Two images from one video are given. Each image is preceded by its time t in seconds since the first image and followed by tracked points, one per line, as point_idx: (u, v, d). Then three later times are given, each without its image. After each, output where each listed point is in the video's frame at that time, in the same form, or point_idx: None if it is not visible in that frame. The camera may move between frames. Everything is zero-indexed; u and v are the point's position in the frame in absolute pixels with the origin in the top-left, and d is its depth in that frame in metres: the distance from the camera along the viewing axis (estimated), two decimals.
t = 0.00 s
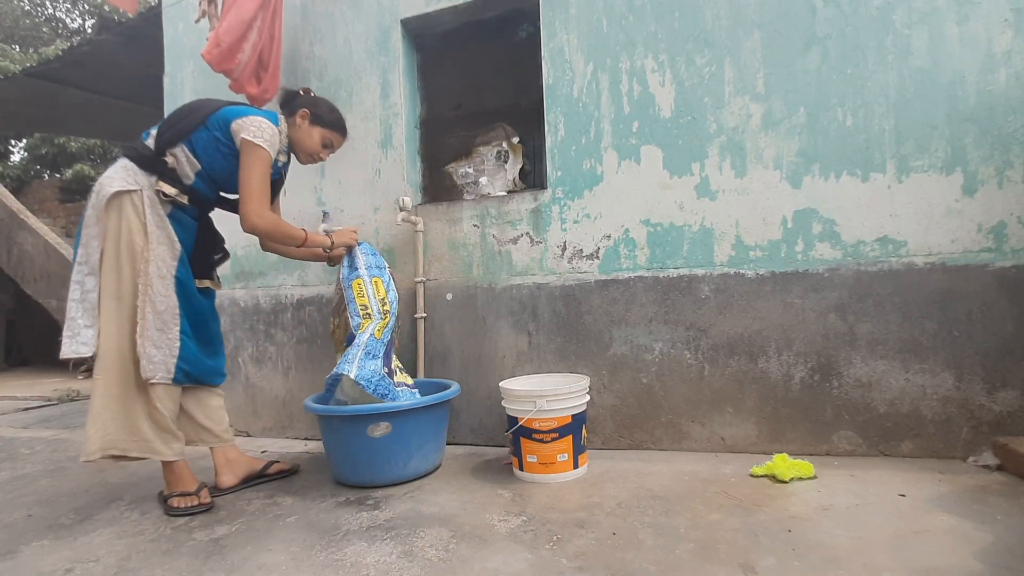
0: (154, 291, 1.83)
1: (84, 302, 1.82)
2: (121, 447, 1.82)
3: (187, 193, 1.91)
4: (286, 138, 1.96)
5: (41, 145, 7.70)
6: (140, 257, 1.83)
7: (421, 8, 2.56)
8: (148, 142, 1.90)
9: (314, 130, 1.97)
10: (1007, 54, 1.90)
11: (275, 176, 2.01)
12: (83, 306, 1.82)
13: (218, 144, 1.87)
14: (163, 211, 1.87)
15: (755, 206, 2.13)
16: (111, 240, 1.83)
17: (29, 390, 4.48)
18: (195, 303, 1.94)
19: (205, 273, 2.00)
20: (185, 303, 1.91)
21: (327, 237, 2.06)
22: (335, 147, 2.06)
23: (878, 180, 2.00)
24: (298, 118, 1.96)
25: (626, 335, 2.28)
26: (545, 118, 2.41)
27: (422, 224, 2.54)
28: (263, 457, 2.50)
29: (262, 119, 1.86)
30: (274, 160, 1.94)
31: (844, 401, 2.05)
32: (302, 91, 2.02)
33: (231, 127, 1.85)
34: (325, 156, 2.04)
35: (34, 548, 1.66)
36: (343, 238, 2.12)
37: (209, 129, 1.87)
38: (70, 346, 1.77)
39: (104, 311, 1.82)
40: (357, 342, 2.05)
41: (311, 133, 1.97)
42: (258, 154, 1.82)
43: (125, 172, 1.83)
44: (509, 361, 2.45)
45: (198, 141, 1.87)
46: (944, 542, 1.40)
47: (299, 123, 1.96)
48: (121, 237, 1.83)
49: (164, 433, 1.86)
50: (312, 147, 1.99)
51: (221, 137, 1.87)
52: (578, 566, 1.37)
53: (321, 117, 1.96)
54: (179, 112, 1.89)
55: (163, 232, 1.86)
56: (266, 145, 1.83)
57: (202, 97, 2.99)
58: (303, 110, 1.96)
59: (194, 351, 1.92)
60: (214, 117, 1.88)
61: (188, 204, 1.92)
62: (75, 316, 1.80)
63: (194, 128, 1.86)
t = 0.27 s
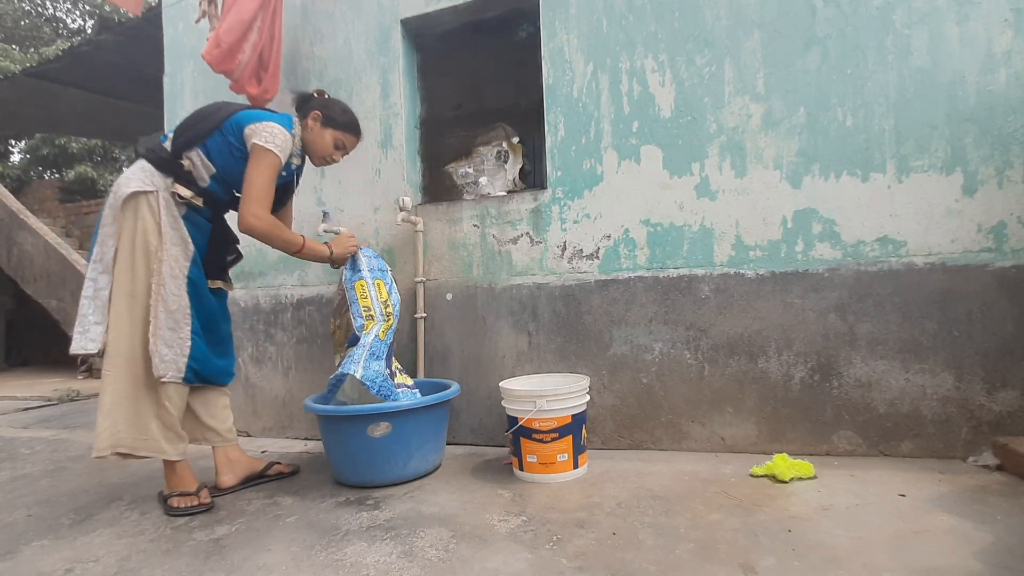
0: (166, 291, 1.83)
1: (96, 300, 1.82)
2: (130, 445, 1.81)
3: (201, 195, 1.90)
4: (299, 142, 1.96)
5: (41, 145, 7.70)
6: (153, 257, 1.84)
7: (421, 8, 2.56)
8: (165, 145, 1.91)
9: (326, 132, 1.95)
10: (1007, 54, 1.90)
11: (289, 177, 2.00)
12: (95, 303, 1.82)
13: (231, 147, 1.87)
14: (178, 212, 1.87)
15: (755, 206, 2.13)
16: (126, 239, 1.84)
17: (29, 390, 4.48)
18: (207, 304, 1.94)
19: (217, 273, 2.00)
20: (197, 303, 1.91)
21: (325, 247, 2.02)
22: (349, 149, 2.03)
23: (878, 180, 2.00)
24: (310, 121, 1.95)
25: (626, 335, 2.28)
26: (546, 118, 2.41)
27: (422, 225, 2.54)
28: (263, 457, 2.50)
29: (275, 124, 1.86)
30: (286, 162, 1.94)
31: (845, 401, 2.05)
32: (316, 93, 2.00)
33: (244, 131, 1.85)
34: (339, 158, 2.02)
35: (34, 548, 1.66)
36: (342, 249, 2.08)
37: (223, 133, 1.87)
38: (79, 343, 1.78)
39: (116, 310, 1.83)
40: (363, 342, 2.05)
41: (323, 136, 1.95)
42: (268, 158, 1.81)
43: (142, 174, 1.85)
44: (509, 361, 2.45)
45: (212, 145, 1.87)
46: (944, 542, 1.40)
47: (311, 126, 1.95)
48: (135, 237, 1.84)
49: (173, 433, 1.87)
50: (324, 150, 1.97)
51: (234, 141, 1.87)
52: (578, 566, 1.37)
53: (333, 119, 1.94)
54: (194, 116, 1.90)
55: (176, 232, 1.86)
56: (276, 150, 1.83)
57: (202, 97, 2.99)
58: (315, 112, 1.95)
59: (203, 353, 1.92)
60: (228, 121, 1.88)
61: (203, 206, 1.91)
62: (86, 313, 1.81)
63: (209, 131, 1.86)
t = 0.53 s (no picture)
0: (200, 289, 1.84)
1: (125, 301, 1.87)
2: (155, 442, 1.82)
3: (218, 198, 1.91)
4: (312, 145, 1.96)
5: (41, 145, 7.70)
6: (179, 257, 1.83)
7: (421, 8, 2.56)
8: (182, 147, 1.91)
9: (336, 135, 1.95)
10: (1007, 54, 1.90)
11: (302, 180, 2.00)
12: (124, 304, 1.87)
13: (246, 155, 1.86)
14: (198, 213, 1.88)
15: (754, 206, 2.13)
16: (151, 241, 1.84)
17: (29, 390, 4.48)
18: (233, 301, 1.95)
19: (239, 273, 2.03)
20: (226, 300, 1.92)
21: (328, 281, 1.80)
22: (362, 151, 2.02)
23: (878, 180, 2.00)
24: (322, 124, 1.95)
25: (626, 335, 2.28)
26: (546, 118, 2.41)
27: (422, 225, 2.54)
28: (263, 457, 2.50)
29: (289, 134, 1.83)
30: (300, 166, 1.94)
31: (844, 401, 2.05)
32: (329, 94, 2.00)
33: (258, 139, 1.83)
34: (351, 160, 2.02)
35: (35, 548, 1.66)
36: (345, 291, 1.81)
37: (238, 139, 1.86)
38: (113, 344, 1.83)
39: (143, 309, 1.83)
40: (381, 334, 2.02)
41: (334, 139, 1.95)
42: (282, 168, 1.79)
43: (160, 177, 1.85)
44: (509, 361, 2.45)
45: (227, 152, 1.86)
46: (943, 542, 1.40)
47: (322, 128, 1.95)
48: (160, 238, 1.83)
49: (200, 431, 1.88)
50: (336, 153, 1.97)
51: (249, 148, 1.85)
52: (577, 566, 1.37)
53: (343, 121, 1.93)
54: (210, 120, 1.88)
55: (199, 232, 1.86)
56: (288, 160, 1.79)
57: (202, 97, 2.99)
58: (326, 115, 1.95)
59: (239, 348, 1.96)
60: (244, 127, 1.86)
61: (219, 208, 1.92)
62: (117, 315, 1.85)
63: (224, 137, 1.85)
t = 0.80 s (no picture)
0: (203, 291, 1.85)
1: (129, 299, 1.85)
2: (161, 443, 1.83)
3: (223, 200, 1.93)
4: (320, 151, 1.96)
5: (42, 146, 7.71)
6: (180, 257, 1.82)
7: (421, 8, 2.56)
8: (190, 147, 1.90)
9: (346, 143, 1.94)
10: (1007, 54, 1.90)
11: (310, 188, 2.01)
12: (128, 302, 1.85)
13: (257, 164, 1.86)
14: (202, 214, 1.88)
15: (754, 206, 2.13)
16: (152, 239, 1.82)
17: (29, 390, 4.48)
18: (232, 302, 1.97)
19: (238, 275, 2.04)
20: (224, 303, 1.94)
21: (346, 305, 1.79)
22: (370, 159, 2.02)
23: (878, 180, 2.00)
24: (330, 131, 1.94)
25: (626, 335, 2.28)
26: (546, 118, 2.41)
27: (422, 225, 2.54)
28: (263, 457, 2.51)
29: (301, 147, 1.82)
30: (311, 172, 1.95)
31: (844, 401, 2.05)
32: (339, 99, 1.98)
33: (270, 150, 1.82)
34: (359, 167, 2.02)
35: (35, 548, 1.66)
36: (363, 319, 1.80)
37: (249, 147, 1.85)
38: (117, 342, 1.81)
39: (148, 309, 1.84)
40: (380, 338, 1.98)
41: (343, 147, 1.95)
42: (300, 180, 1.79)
43: (166, 176, 1.84)
44: (509, 361, 2.45)
45: (238, 159, 1.86)
46: (943, 542, 1.40)
47: (331, 135, 1.95)
48: (161, 237, 1.82)
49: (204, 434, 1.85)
50: (345, 161, 1.97)
51: (260, 157, 1.85)
52: (577, 566, 1.37)
53: (352, 130, 1.93)
54: (221, 124, 1.86)
55: (202, 233, 1.86)
56: (304, 173, 1.80)
57: (202, 97, 2.99)
58: (336, 122, 1.93)
59: (236, 350, 1.98)
60: (256, 135, 1.85)
61: (223, 209, 1.94)
62: (121, 312, 1.84)
63: (235, 145, 1.84)
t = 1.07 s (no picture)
0: (200, 292, 1.83)
1: (121, 297, 1.81)
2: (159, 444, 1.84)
3: (225, 199, 1.93)
4: (326, 156, 1.96)
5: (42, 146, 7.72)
6: (180, 257, 1.82)
7: (421, 8, 2.56)
8: (194, 143, 1.89)
9: (351, 148, 1.95)
10: (1007, 54, 1.90)
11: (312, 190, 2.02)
12: (121, 300, 1.80)
13: (262, 164, 1.88)
14: (203, 213, 1.88)
15: (754, 206, 2.13)
16: (151, 237, 1.82)
17: (29, 390, 4.48)
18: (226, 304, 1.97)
19: (234, 275, 2.04)
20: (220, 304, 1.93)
21: (338, 298, 1.80)
22: (375, 164, 2.04)
23: (878, 180, 2.00)
24: (337, 135, 1.95)
25: (626, 335, 2.29)
26: (546, 118, 2.41)
27: (422, 225, 2.54)
28: (263, 457, 2.51)
29: (308, 150, 1.82)
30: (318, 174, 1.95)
31: (844, 401, 2.05)
32: (345, 104, 1.99)
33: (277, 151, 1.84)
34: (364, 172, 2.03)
35: (35, 548, 1.66)
36: (355, 308, 1.82)
37: (255, 148, 1.87)
38: (109, 341, 1.77)
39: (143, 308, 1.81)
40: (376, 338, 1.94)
41: (349, 151, 1.95)
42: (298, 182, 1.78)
43: (169, 172, 1.83)
44: (509, 361, 2.45)
45: (243, 159, 1.88)
46: (943, 542, 1.40)
47: (337, 139, 1.95)
48: (161, 236, 1.81)
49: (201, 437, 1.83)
50: (350, 166, 1.98)
51: (266, 158, 1.88)
52: (577, 566, 1.37)
53: (357, 134, 1.94)
54: (227, 123, 1.88)
55: (202, 233, 1.86)
56: (305, 175, 1.79)
57: (202, 97, 2.99)
58: (342, 126, 1.94)
59: (229, 352, 1.95)
60: (263, 136, 1.87)
61: (224, 208, 1.95)
62: (112, 310, 1.79)
63: (242, 145, 1.86)
